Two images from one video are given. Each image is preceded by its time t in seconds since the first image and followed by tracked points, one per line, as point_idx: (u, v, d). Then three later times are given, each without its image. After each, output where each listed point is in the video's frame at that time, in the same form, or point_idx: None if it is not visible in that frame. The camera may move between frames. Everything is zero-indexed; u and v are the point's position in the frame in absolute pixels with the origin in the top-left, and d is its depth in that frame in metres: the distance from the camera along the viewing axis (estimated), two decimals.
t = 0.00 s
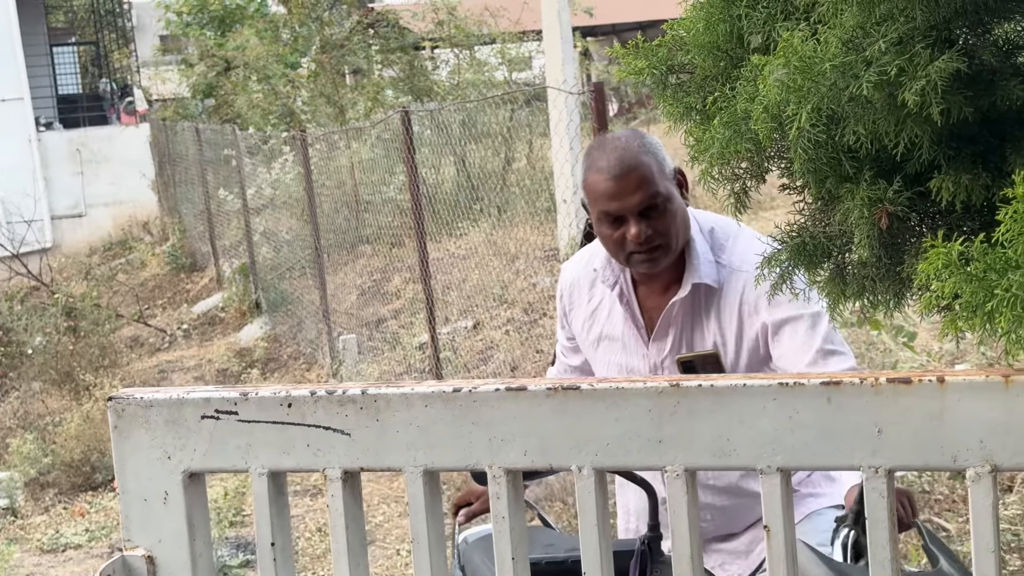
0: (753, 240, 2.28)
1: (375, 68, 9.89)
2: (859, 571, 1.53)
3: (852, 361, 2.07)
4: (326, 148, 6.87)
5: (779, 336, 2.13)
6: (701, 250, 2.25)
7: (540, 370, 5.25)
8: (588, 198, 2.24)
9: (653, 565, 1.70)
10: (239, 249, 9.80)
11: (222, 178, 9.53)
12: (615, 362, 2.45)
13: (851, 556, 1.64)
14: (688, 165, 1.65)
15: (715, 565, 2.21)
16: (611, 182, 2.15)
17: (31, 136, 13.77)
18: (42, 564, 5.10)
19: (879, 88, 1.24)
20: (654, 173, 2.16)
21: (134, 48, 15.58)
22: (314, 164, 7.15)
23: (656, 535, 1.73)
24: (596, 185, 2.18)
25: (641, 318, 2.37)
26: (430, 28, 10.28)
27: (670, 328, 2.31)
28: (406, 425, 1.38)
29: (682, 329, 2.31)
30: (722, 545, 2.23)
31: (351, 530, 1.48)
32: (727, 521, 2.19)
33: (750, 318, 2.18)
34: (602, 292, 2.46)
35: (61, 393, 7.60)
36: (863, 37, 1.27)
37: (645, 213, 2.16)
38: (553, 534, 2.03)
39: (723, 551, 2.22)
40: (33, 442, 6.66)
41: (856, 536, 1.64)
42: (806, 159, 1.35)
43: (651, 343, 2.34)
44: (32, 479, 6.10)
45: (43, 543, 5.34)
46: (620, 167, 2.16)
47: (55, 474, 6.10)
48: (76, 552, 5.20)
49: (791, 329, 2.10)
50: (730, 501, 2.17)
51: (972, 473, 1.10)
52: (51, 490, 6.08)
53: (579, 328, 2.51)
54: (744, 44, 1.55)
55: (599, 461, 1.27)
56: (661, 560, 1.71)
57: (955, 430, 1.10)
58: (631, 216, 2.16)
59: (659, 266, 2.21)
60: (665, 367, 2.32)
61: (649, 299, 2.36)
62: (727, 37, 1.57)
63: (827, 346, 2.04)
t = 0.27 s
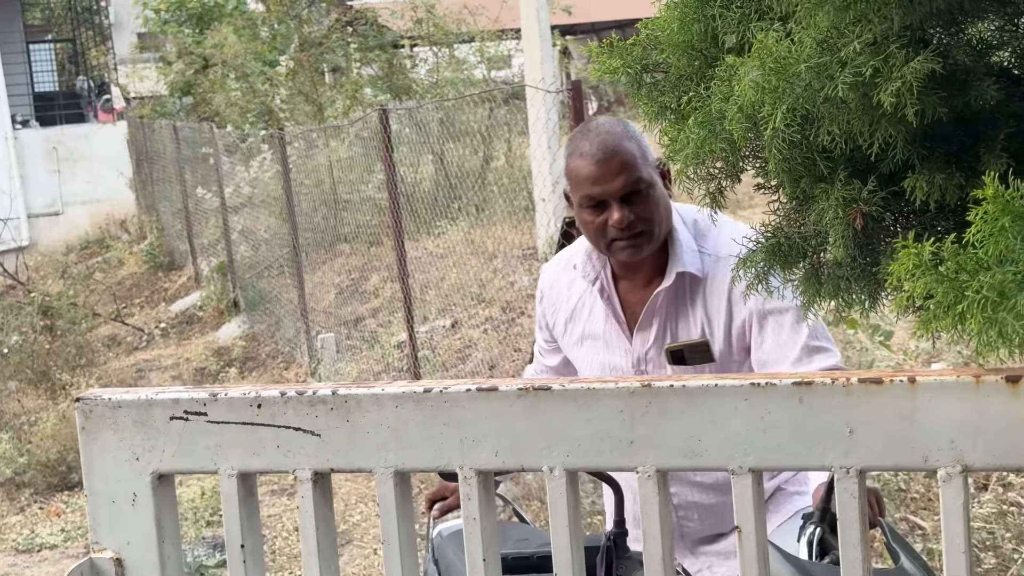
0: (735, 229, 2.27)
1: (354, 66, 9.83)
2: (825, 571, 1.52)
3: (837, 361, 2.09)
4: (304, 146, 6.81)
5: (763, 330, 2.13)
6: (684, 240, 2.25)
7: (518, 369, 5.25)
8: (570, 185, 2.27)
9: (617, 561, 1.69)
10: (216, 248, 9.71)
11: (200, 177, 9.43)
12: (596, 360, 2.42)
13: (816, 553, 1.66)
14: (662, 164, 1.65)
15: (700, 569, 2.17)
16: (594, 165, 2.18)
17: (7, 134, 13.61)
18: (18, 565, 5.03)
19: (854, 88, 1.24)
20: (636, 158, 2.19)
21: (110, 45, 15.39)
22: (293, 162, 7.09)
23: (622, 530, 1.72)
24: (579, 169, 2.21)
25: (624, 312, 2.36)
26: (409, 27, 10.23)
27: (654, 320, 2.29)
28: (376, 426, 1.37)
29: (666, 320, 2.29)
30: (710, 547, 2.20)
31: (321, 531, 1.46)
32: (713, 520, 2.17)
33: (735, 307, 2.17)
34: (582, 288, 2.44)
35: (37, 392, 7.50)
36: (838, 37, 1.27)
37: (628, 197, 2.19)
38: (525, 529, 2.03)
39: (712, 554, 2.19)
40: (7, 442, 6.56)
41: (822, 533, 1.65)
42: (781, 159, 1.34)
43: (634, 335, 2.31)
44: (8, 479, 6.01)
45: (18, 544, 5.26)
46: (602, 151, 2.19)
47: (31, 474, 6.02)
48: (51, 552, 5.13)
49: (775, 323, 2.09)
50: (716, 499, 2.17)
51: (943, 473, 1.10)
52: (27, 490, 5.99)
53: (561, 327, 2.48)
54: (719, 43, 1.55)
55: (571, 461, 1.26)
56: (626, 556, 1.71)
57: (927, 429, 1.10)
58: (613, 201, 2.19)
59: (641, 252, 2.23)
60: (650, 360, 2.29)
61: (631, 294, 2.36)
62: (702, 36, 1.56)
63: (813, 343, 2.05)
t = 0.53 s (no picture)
0: (722, 222, 2.28)
1: (335, 64, 9.80)
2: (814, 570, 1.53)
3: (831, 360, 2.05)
4: (284, 144, 6.76)
5: (756, 327, 2.11)
6: (676, 233, 2.27)
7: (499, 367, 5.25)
8: (564, 172, 2.35)
9: (607, 559, 1.70)
10: (196, 246, 9.64)
11: (180, 175, 9.36)
12: (585, 354, 2.40)
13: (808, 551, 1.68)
14: (641, 162, 1.65)
15: (690, 561, 2.15)
16: (586, 151, 2.27)
17: None
18: None
19: (833, 87, 1.24)
20: (628, 147, 2.26)
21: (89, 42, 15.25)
22: (273, 160, 7.05)
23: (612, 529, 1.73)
24: (571, 155, 2.30)
25: (614, 305, 2.36)
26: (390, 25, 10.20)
27: (645, 313, 2.28)
28: (356, 424, 1.36)
29: (657, 314, 2.28)
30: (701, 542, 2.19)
31: (301, 530, 1.45)
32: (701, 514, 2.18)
33: (727, 304, 2.15)
34: (573, 281, 2.44)
35: (15, 391, 7.42)
36: (817, 36, 1.27)
37: (617, 184, 2.26)
38: (510, 527, 2.03)
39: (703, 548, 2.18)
40: None
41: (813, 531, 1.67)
42: (761, 157, 1.34)
43: (624, 329, 2.30)
44: None
45: None
46: (594, 138, 2.28)
47: (9, 473, 5.95)
48: (30, 552, 5.08)
49: (768, 320, 2.09)
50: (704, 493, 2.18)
51: (921, 470, 1.10)
52: (4, 490, 5.92)
53: (550, 321, 2.48)
54: (698, 42, 1.55)
55: (551, 458, 1.26)
56: (616, 555, 1.71)
57: (905, 427, 1.10)
58: (602, 186, 2.26)
59: (628, 241, 2.28)
60: (639, 353, 2.28)
61: (623, 288, 2.38)
62: (682, 34, 1.56)
63: (806, 341, 2.03)
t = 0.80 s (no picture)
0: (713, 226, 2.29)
1: (316, 64, 9.76)
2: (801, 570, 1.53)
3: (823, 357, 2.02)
4: (266, 145, 6.71)
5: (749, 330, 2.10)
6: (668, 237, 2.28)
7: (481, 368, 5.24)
8: (554, 172, 2.36)
9: (596, 562, 1.69)
10: (178, 246, 9.57)
11: (160, 175, 9.27)
12: (578, 357, 2.40)
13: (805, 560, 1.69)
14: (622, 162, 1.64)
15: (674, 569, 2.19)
16: (574, 151, 2.27)
17: None
18: None
19: (812, 87, 1.24)
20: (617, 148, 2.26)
21: (69, 41, 15.11)
22: (254, 160, 7.00)
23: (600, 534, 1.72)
24: (561, 155, 2.31)
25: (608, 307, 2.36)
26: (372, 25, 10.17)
27: (638, 317, 2.28)
28: (336, 425, 1.35)
29: (650, 318, 2.27)
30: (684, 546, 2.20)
31: (280, 533, 1.44)
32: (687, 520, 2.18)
33: (720, 308, 2.14)
34: (565, 283, 2.44)
35: None
36: (796, 36, 1.27)
37: (605, 185, 2.26)
38: (496, 533, 2.02)
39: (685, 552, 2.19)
40: None
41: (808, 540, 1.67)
42: (740, 157, 1.34)
43: (618, 332, 2.30)
44: None
45: None
46: (584, 138, 2.28)
47: None
48: (9, 554, 5.02)
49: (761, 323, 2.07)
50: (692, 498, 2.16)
51: (900, 471, 1.10)
52: None
53: (542, 322, 2.47)
54: (679, 42, 1.55)
55: (532, 460, 1.25)
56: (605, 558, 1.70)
57: (884, 427, 1.10)
58: (590, 186, 2.27)
59: (618, 242, 2.29)
60: (633, 357, 2.28)
61: (618, 290, 2.38)
62: (663, 35, 1.56)
63: (799, 338, 2.00)
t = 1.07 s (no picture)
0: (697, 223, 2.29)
1: (300, 65, 9.74)
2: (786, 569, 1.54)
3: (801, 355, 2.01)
4: (250, 145, 6.67)
5: (730, 325, 2.09)
6: (652, 233, 2.28)
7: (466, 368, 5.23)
8: (540, 164, 2.38)
9: (581, 560, 1.69)
10: (161, 247, 9.51)
11: (144, 176, 9.20)
12: (561, 351, 2.39)
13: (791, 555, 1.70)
14: (606, 159, 1.64)
15: (657, 562, 2.16)
16: (557, 141, 2.29)
17: None
18: None
19: (795, 81, 1.24)
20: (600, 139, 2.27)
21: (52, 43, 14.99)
22: (237, 160, 6.96)
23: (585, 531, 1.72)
24: (545, 145, 2.32)
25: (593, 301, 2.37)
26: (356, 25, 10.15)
27: (621, 311, 2.28)
28: (320, 421, 1.34)
29: (633, 312, 2.27)
30: (665, 541, 2.20)
31: (264, 529, 1.43)
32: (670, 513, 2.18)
33: (701, 304, 2.13)
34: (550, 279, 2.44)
35: None
36: (779, 31, 1.27)
37: (586, 175, 2.27)
38: (482, 530, 2.02)
39: (666, 547, 2.18)
40: None
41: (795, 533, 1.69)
42: (724, 153, 1.34)
43: (601, 326, 2.31)
44: None
45: None
46: (567, 129, 2.30)
47: None
48: None
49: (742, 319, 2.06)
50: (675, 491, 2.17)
51: (884, 464, 1.10)
52: None
53: (527, 316, 2.46)
54: (663, 38, 1.54)
55: (516, 455, 1.25)
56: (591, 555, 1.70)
57: (868, 420, 1.10)
58: (572, 176, 2.28)
59: (599, 234, 2.28)
60: (616, 351, 2.28)
61: (602, 285, 2.38)
62: (647, 31, 1.56)
63: (777, 334, 1.98)
